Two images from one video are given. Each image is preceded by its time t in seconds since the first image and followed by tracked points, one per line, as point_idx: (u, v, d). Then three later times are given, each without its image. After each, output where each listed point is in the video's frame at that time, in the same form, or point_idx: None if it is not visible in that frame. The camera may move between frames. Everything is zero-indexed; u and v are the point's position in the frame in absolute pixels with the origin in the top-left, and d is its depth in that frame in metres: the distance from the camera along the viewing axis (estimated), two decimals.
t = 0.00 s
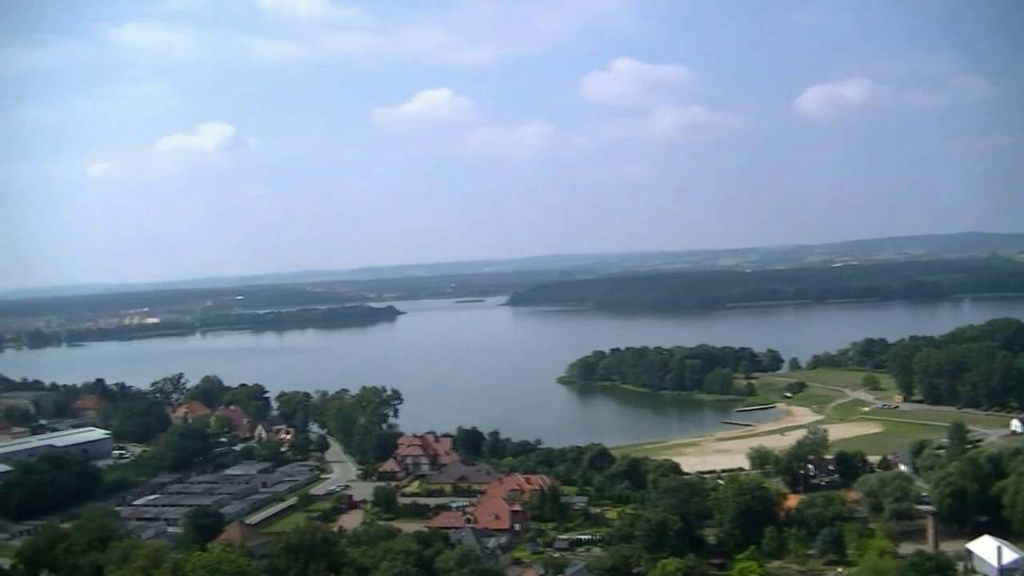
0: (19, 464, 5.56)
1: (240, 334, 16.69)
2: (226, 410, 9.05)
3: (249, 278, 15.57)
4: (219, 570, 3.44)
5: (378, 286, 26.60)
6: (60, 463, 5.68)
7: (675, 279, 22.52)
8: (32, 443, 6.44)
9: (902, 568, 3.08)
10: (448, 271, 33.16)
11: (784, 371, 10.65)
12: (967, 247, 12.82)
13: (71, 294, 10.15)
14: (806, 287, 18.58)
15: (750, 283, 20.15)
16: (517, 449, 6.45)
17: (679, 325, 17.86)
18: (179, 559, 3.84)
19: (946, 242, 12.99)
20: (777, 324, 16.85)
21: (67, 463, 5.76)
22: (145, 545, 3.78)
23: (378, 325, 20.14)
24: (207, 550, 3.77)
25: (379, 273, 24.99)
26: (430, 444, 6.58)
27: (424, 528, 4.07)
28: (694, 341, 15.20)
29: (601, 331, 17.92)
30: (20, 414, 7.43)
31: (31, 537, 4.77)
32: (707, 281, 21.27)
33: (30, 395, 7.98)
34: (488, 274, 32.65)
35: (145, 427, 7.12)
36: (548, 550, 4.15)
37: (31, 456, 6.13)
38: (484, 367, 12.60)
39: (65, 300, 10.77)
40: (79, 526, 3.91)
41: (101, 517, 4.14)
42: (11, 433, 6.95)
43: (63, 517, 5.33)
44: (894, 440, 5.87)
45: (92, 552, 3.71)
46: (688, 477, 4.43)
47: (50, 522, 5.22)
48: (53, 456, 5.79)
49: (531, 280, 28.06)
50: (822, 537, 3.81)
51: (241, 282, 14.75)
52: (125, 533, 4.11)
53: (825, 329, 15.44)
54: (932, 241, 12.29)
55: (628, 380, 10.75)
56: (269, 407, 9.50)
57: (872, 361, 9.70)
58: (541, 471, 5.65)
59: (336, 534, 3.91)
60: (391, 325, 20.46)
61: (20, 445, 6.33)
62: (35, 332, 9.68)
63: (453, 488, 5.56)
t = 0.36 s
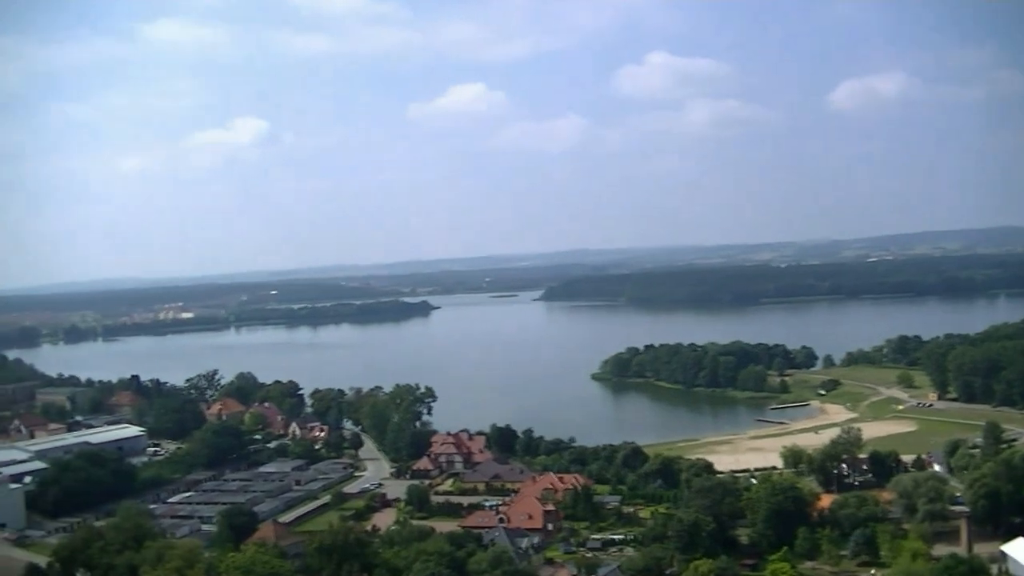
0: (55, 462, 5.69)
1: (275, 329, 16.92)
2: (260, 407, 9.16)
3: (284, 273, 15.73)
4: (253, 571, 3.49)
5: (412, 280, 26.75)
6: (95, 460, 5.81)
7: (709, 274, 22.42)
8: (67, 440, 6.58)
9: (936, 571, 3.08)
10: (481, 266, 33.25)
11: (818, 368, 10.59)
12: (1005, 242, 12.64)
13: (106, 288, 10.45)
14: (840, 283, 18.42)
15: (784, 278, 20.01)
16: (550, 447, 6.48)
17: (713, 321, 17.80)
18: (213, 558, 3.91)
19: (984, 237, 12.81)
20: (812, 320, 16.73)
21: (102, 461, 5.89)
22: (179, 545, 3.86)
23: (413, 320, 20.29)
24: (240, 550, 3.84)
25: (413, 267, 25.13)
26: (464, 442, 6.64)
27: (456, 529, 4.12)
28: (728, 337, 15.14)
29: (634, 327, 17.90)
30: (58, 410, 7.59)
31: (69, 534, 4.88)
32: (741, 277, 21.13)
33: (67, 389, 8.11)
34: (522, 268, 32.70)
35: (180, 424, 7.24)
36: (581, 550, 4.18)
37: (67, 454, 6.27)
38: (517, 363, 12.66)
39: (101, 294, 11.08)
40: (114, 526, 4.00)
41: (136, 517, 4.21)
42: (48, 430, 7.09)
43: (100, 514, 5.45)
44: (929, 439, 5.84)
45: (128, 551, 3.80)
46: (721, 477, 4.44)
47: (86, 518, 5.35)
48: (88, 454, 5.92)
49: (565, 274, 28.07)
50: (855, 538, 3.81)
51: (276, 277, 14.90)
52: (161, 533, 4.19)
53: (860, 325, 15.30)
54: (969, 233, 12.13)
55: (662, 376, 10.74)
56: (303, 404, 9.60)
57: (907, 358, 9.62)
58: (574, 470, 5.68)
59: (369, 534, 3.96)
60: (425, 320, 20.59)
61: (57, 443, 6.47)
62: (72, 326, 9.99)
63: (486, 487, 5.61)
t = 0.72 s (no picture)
0: (83, 460, 5.78)
1: (301, 325, 17.08)
2: (287, 404, 9.23)
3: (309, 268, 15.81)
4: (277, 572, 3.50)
5: (437, 275, 26.83)
6: (122, 459, 5.89)
7: (735, 269, 22.33)
8: (95, 438, 6.67)
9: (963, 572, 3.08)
10: (507, 259, 33.29)
11: (844, 364, 10.51)
12: None
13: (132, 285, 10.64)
14: (867, 278, 18.29)
15: (810, 272, 19.89)
16: (575, 445, 6.49)
17: (738, 316, 17.73)
18: (238, 559, 3.96)
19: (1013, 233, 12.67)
20: (838, 316, 16.63)
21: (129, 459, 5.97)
22: (205, 546, 3.92)
23: (439, 314, 20.38)
24: (265, 551, 3.87)
25: (438, 261, 25.19)
26: (489, 440, 6.66)
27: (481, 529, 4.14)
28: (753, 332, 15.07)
29: (659, 322, 17.87)
30: (86, 407, 7.70)
31: (97, 533, 4.96)
32: (767, 273, 21.01)
33: (95, 386, 8.29)
34: (547, 262, 32.70)
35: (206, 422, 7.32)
36: (606, 550, 4.19)
37: (94, 452, 6.36)
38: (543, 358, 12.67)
39: (128, 290, 11.27)
40: (141, 526, 4.06)
41: (162, 516, 4.24)
42: (75, 427, 7.19)
43: (127, 512, 5.53)
44: (956, 438, 5.80)
45: (154, 552, 3.85)
46: (746, 478, 4.44)
47: (113, 517, 5.43)
48: (115, 452, 6.00)
49: (590, 269, 28.04)
50: (881, 539, 3.79)
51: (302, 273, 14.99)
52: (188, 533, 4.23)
53: (887, 320, 15.19)
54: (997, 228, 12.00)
55: (688, 373, 10.72)
56: (329, 401, 9.65)
57: (934, 355, 9.55)
58: (599, 469, 5.70)
59: (394, 535, 3.98)
60: (450, 314, 20.65)
61: (84, 440, 6.56)
62: (98, 321, 10.18)
63: (511, 485, 5.63)
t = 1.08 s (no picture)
0: (96, 459, 5.82)
1: (314, 322, 17.15)
2: (299, 402, 9.27)
3: (322, 263, 15.86)
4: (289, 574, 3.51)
5: (451, 270, 26.88)
6: (136, 458, 5.92)
7: (748, 264, 22.27)
8: (108, 437, 6.72)
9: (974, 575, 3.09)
10: (520, 254, 33.28)
11: (857, 362, 10.47)
12: None
13: (145, 281, 10.72)
14: (880, 274, 18.22)
15: (823, 268, 19.82)
16: (587, 444, 6.49)
17: (751, 312, 17.69)
18: (249, 561, 3.99)
19: None
20: (852, 312, 16.58)
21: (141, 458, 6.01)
22: (217, 547, 3.95)
23: (451, 309, 20.40)
24: (276, 553, 3.89)
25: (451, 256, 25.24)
26: (501, 438, 6.67)
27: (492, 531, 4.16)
28: (766, 328, 15.03)
29: (671, 318, 17.85)
30: (99, 404, 7.76)
31: (111, 533, 5.01)
32: (780, 269, 20.94)
33: (108, 383, 8.36)
34: (561, 257, 32.69)
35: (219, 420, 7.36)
36: (618, 550, 4.20)
37: (108, 451, 6.40)
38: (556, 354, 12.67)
39: (141, 286, 11.34)
40: (154, 526, 4.10)
41: (175, 517, 4.26)
42: (89, 425, 7.24)
43: (140, 511, 5.58)
44: (969, 436, 5.78)
45: (166, 554, 3.88)
46: (757, 478, 4.44)
47: (127, 516, 5.47)
48: (129, 450, 6.03)
49: (603, 264, 28.02)
50: (894, 540, 3.78)
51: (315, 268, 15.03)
52: (201, 535, 4.25)
53: (901, 317, 15.11)
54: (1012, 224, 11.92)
55: (700, 370, 10.70)
56: (343, 398, 9.68)
57: (947, 352, 9.51)
58: (611, 469, 5.72)
59: (405, 536, 4.00)
60: (464, 309, 20.68)
61: (97, 439, 6.61)
62: (112, 318, 10.25)
63: (524, 485, 5.65)
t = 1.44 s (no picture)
0: (101, 459, 5.83)
1: (320, 317, 17.17)
2: (304, 401, 9.27)
3: (327, 258, 15.86)
4: None
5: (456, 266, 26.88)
6: (141, 457, 5.94)
7: (754, 260, 22.24)
8: (113, 436, 6.74)
9: None
10: (526, 248, 33.27)
11: (862, 358, 10.45)
12: None
13: (151, 277, 10.76)
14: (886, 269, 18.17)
15: (829, 263, 19.77)
16: (592, 443, 6.49)
17: (756, 308, 17.68)
18: (253, 562, 4.00)
19: None
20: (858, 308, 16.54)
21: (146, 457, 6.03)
22: (221, 550, 3.96)
23: (457, 304, 20.41)
24: (280, 555, 3.90)
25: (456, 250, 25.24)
26: (506, 437, 6.67)
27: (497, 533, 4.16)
28: (772, 324, 15.01)
29: (676, 314, 17.84)
30: (104, 402, 7.77)
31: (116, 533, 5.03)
32: (786, 264, 20.91)
33: (114, 381, 8.39)
34: (567, 251, 32.67)
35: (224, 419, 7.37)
36: (622, 551, 4.20)
37: (112, 450, 6.42)
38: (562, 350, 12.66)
39: (148, 283, 11.38)
40: (158, 528, 4.12)
41: (179, 519, 4.27)
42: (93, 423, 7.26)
43: (145, 511, 5.60)
44: (974, 435, 5.76)
45: (170, 556, 3.89)
46: (762, 478, 4.43)
47: (131, 515, 5.49)
48: (134, 450, 6.05)
49: (609, 260, 27.99)
50: (897, 540, 3.77)
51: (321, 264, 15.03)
52: (205, 536, 4.26)
53: (907, 312, 15.08)
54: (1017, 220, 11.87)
55: (705, 367, 10.69)
56: (348, 396, 9.68)
57: (952, 349, 9.49)
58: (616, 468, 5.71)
59: (409, 538, 4.01)
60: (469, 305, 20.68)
61: (103, 438, 6.63)
62: (118, 314, 10.29)
63: (528, 484, 5.65)
